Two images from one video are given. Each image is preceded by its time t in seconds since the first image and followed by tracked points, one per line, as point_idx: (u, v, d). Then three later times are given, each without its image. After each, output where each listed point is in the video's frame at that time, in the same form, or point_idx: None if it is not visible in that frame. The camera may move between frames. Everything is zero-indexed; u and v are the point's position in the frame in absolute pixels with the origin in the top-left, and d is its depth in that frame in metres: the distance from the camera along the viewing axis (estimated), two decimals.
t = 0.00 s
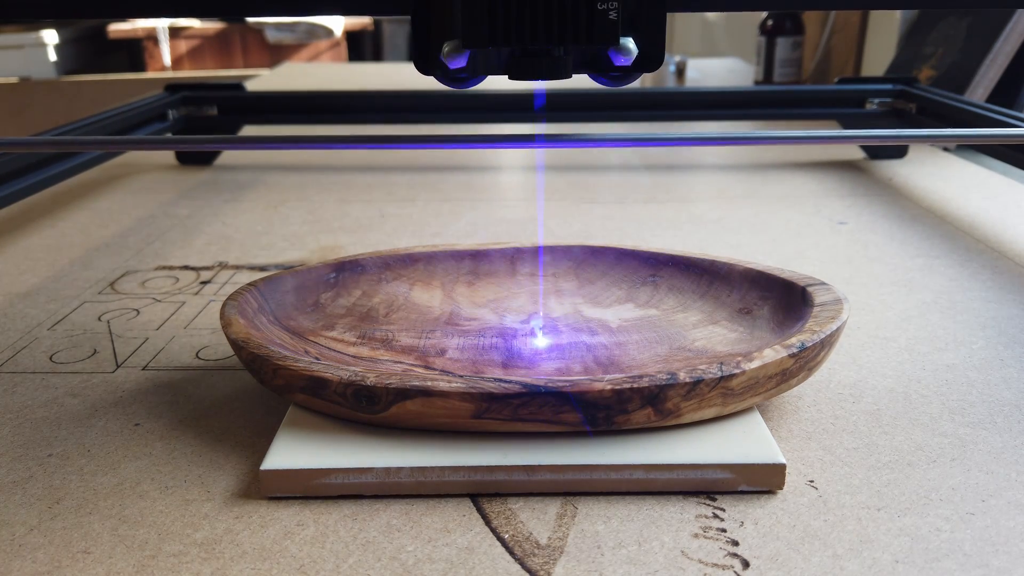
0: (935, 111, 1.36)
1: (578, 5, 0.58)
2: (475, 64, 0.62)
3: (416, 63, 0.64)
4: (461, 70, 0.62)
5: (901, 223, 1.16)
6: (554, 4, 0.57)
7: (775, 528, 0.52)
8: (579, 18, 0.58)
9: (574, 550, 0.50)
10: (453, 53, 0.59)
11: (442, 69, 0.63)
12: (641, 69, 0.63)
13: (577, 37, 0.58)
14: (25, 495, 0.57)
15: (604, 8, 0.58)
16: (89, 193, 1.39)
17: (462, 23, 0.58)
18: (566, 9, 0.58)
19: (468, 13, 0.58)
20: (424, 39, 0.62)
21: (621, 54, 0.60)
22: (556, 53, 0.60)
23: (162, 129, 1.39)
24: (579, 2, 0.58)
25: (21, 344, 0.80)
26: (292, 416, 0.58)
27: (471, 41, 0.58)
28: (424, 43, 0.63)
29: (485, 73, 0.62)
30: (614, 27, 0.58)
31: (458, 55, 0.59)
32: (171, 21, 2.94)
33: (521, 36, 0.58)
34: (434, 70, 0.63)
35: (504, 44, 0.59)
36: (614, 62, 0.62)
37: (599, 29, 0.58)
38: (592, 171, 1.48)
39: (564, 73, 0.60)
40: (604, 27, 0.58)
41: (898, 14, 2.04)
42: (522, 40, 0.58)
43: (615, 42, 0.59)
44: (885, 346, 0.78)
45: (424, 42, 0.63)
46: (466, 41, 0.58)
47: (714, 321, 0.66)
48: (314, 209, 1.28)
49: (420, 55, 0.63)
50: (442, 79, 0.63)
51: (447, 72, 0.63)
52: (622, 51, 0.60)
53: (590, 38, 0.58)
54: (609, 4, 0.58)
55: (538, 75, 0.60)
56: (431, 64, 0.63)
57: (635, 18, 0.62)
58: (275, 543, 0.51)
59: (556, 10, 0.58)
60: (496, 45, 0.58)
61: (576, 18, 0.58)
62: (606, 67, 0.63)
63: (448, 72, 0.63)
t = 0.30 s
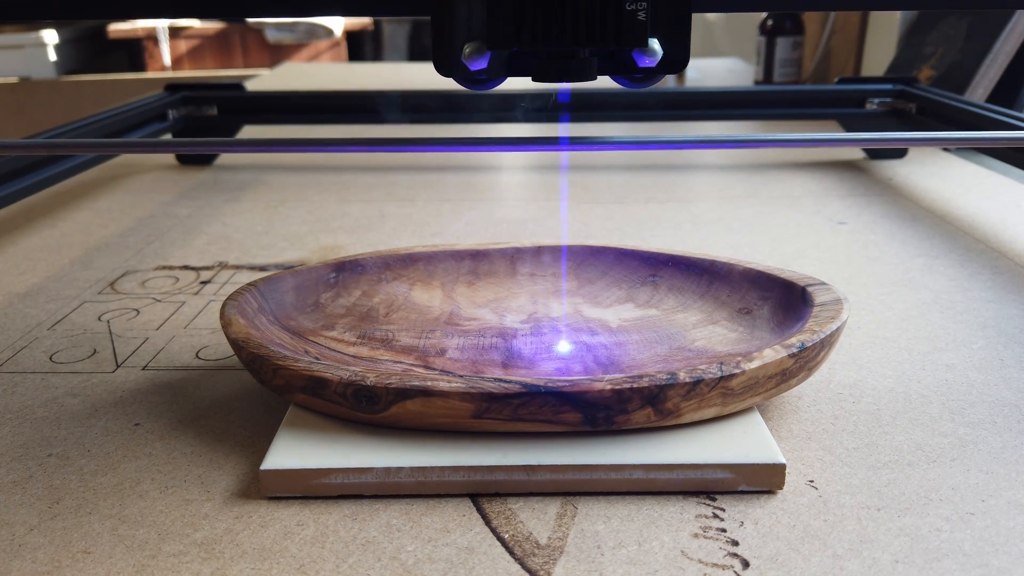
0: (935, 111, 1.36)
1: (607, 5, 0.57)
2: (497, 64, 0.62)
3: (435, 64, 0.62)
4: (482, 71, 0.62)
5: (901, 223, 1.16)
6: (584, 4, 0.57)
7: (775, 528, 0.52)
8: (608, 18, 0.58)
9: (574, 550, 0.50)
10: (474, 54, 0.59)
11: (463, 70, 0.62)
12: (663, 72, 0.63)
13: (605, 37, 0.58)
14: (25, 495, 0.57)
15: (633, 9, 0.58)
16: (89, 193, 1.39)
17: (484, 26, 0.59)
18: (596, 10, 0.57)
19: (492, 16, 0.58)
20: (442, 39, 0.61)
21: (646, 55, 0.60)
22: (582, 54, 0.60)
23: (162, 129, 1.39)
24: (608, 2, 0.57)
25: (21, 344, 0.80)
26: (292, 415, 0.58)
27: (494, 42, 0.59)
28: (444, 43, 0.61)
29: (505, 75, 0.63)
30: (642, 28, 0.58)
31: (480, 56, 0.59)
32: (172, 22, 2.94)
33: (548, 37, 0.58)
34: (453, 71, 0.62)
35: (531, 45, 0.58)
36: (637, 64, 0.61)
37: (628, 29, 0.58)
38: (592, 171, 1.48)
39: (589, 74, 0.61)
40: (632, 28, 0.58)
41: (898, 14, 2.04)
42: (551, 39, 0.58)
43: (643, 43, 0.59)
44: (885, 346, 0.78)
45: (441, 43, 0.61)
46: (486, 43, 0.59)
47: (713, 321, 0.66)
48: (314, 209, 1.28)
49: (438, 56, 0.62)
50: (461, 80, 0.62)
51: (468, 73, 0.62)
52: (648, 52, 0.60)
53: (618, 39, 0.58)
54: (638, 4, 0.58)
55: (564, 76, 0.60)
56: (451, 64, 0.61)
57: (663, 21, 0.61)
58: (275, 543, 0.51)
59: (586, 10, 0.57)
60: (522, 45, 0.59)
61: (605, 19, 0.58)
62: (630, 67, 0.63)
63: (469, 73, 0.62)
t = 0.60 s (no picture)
0: (935, 111, 1.36)
1: (617, 5, 0.57)
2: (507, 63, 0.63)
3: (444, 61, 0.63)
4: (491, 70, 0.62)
5: (901, 223, 1.16)
6: (594, 4, 0.57)
7: (775, 528, 0.52)
8: (619, 18, 0.57)
9: (574, 550, 0.50)
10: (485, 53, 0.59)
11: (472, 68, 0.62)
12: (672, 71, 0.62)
13: (616, 37, 0.58)
14: (25, 495, 0.57)
15: (643, 8, 0.57)
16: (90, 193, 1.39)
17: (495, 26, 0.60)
18: (606, 10, 0.57)
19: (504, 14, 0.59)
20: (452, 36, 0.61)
21: (654, 54, 0.59)
22: (592, 53, 0.60)
23: (162, 129, 1.39)
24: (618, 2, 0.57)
25: (21, 344, 0.80)
26: (292, 416, 0.58)
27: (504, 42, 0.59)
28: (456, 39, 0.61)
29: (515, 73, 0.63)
30: (653, 28, 0.58)
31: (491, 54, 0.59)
32: (171, 22, 2.95)
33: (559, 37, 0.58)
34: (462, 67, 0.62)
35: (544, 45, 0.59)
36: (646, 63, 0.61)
37: (639, 29, 0.57)
38: (592, 171, 1.48)
39: (598, 73, 0.61)
40: (643, 28, 0.57)
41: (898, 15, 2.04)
42: (563, 39, 0.58)
43: (653, 42, 0.58)
44: (884, 346, 0.78)
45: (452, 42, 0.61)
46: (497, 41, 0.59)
47: (713, 321, 0.66)
48: (314, 209, 1.28)
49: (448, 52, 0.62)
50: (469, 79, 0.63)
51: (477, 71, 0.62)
52: (655, 51, 0.59)
53: (629, 38, 0.58)
54: (648, 4, 0.57)
55: (573, 75, 0.60)
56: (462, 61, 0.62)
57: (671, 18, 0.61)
58: (275, 543, 0.51)
59: (597, 9, 0.57)
60: (534, 45, 0.59)
61: (616, 18, 0.57)
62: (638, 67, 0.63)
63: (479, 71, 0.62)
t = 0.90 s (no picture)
0: (935, 111, 1.36)
1: (587, 5, 0.57)
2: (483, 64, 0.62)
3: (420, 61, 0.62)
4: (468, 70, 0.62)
5: (901, 223, 1.16)
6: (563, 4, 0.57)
7: (775, 528, 0.52)
8: (589, 18, 0.57)
9: (574, 550, 0.50)
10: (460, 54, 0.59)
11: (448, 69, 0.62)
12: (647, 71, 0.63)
13: (585, 36, 0.58)
14: (25, 494, 0.57)
15: (614, 8, 0.58)
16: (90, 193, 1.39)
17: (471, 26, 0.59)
18: (577, 9, 0.57)
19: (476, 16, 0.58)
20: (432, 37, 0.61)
21: (628, 54, 0.60)
22: (565, 54, 0.60)
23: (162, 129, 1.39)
24: (588, 1, 0.57)
25: (21, 344, 0.80)
26: (292, 415, 0.58)
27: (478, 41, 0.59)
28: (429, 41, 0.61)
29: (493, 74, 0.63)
30: (623, 27, 0.58)
31: (465, 55, 0.59)
32: (171, 22, 2.95)
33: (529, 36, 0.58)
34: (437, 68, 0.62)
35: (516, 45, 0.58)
36: (620, 62, 0.61)
37: (609, 29, 0.58)
38: (592, 171, 1.48)
39: (570, 74, 0.61)
40: (613, 28, 0.58)
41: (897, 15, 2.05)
42: (533, 39, 0.58)
43: (623, 42, 0.58)
44: (884, 346, 0.78)
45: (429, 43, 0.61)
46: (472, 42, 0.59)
47: (713, 321, 0.66)
48: (314, 209, 1.28)
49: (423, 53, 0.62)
50: (447, 79, 0.63)
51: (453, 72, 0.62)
52: (630, 51, 0.60)
53: (598, 38, 0.58)
54: (618, 4, 0.57)
55: (545, 75, 0.60)
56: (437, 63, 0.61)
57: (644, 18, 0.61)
58: (275, 543, 0.51)
59: (566, 10, 0.57)
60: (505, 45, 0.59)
61: (585, 19, 0.58)
62: (613, 66, 0.62)
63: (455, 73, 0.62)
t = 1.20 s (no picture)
0: (935, 111, 1.36)
1: (598, 4, 0.57)
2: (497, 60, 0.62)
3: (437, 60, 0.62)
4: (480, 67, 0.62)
5: (901, 223, 1.16)
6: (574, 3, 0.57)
7: (775, 528, 0.52)
8: (600, 17, 0.57)
9: (574, 550, 0.50)
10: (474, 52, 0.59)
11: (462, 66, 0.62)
12: (657, 68, 0.62)
13: (596, 35, 0.58)
14: (25, 495, 0.57)
15: (624, 7, 0.57)
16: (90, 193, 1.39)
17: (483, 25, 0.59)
18: (588, 9, 0.57)
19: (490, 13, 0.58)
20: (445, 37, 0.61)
21: (638, 52, 0.59)
22: (576, 51, 0.60)
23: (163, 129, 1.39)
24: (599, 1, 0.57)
25: (21, 344, 0.80)
26: (292, 415, 0.58)
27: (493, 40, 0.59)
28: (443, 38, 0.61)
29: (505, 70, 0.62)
30: (633, 27, 0.58)
31: (480, 53, 0.59)
32: (171, 22, 2.95)
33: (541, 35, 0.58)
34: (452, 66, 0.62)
35: (529, 41, 0.58)
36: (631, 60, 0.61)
37: (620, 28, 0.58)
38: (592, 171, 1.49)
39: (581, 70, 0.61)
40: (624, 27, 0.58)
41: (897, 15, 2.05)
42: (545, 36, 0.58)
43: (634, 41, 0.58)
44: (884, 346, 0.78)
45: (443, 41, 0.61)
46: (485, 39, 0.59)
47: (713, 321, 0.66)
48: (314, 209, 1.28)
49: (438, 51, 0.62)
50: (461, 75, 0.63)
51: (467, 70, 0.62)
52: (638, 49, 0.59)
53: (610, 37, 0.58)
54: (629, 3, 0.57)
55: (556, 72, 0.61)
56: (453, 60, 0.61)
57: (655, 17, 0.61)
58: (275, 543, 0.51)
59: (577, 8, 0.57)
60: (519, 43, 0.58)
61: (596, 18, 0.57)
62: (623, 64, 0.62)
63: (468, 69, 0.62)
